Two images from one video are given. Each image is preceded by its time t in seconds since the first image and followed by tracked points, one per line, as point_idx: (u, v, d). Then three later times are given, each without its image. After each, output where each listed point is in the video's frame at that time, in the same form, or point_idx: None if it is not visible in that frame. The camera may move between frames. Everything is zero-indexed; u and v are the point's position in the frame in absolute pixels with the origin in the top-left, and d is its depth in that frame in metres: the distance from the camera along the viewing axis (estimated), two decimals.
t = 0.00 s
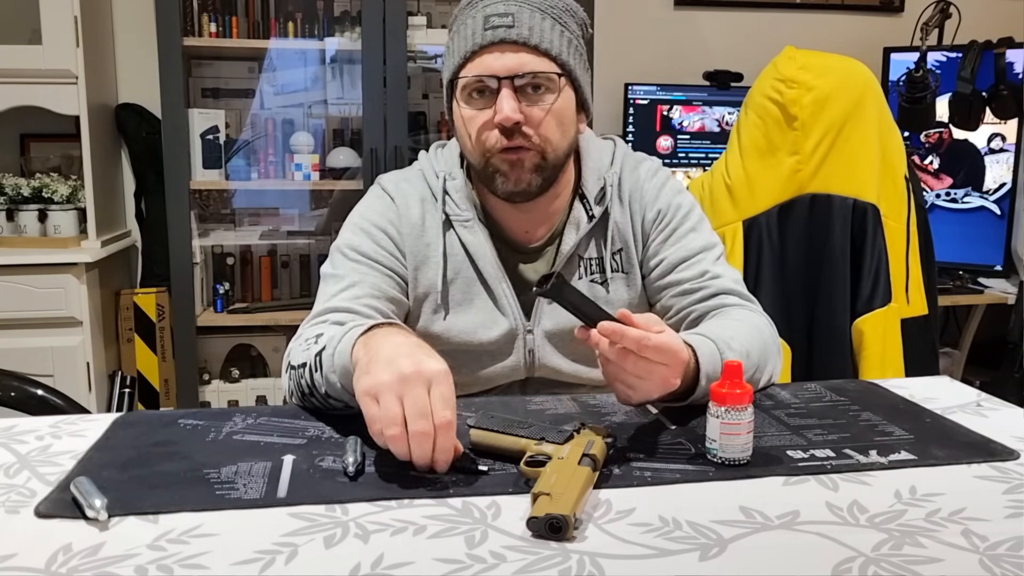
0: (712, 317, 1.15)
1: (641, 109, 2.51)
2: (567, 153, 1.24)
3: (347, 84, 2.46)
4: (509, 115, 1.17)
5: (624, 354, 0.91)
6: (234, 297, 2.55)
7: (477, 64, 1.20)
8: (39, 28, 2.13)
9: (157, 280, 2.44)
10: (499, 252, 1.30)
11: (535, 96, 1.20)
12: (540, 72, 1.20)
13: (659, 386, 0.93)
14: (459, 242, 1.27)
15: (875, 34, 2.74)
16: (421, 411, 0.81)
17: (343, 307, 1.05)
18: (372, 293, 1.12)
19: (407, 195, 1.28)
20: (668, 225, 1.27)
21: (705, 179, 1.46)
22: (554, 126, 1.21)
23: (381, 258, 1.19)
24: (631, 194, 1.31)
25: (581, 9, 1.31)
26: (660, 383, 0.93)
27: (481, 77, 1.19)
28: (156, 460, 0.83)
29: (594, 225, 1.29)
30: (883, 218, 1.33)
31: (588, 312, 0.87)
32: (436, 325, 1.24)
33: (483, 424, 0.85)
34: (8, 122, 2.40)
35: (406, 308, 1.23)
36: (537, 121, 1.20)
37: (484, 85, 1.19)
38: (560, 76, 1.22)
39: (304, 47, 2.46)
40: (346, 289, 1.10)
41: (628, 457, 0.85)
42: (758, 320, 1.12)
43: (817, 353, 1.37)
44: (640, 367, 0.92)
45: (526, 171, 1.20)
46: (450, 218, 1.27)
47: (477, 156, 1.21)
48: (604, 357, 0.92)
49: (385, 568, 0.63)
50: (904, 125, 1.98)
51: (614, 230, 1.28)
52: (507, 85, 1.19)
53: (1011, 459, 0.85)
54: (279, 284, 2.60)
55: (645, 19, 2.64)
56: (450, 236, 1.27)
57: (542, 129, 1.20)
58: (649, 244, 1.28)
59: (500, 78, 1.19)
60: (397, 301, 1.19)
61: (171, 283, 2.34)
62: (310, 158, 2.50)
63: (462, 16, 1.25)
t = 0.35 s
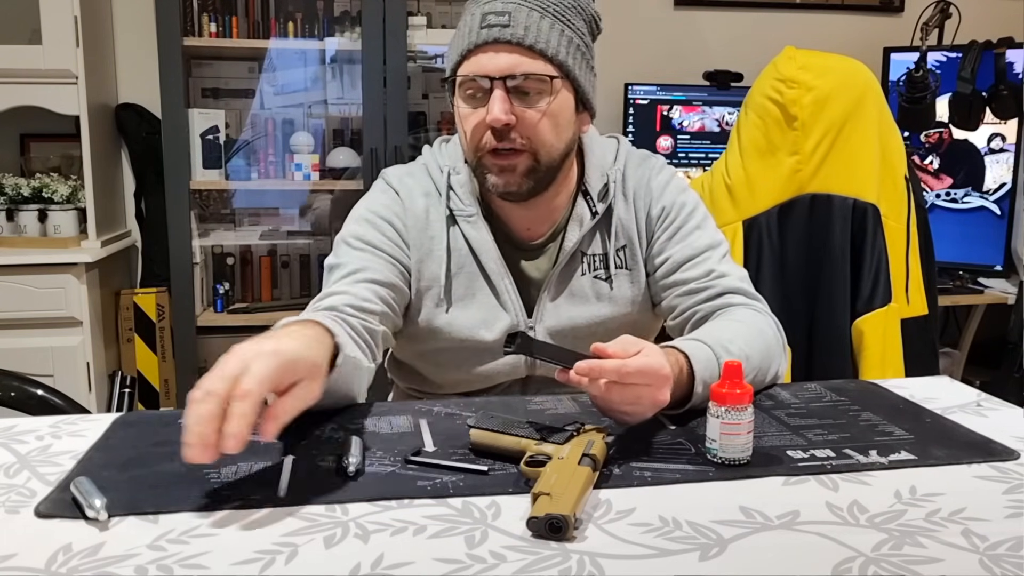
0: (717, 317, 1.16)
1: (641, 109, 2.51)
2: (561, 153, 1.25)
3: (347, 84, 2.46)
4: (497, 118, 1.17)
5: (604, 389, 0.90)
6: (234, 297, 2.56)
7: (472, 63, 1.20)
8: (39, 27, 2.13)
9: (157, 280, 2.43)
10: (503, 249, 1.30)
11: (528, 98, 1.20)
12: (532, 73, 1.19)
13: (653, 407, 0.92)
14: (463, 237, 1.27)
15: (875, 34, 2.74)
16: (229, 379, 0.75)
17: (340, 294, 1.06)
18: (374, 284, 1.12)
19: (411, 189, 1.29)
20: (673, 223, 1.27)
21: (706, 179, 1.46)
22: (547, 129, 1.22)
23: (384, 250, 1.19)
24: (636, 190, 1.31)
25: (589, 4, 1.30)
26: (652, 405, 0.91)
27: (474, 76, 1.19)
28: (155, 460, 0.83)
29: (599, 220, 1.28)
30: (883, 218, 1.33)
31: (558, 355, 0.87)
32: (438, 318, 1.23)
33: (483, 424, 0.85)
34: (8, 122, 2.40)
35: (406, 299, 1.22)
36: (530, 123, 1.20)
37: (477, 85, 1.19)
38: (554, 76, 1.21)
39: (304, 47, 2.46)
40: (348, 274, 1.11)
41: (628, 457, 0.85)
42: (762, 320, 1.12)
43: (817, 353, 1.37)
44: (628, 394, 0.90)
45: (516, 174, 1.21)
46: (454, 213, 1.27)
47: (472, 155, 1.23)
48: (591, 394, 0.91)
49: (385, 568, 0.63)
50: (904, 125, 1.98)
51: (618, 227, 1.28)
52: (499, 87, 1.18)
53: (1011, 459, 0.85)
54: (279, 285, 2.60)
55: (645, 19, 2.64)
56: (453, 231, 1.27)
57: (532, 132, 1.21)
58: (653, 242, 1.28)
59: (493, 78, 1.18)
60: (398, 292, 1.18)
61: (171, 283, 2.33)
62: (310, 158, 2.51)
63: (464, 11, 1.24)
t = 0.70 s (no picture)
0: (717, 316, 1.16)
1: (641, 109, 2.50)
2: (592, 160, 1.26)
3: (347, 84, 2.46)
4: (546, 121, 1.17)
5: (603, 389, 0.90)
6: (234, 297, 2.56)
7: (517, 64, 1.19)
8: (39, 27, 2.13)
9: (157, 280, 2.43)
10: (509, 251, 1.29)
11: (572, 104, 1.20)
12: (580, 81, 1.19)
13: (647, 408, 0.92)
14: (466, 238, 1.27)
15: (875, 34, 2.74)
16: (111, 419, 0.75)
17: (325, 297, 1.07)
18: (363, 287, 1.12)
19: (414, 188, 1.28)
20: (676, 224, 1.27)
21: (706, 179, 1.47)
22: (588, 136, 1.22)
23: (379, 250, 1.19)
24: (641, 192, 1.31)
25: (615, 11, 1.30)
26: (646, 405, 0.91)
27: (520, 78, 1.18)
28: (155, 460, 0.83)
29: (604, 223, 1.28)
30: (883, 218, 1.33)
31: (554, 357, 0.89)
32: (442, 317, 1.23)
33: (483, 424, 0.85)
34: (8, 122, 2.40)
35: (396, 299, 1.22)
36: (572, 128, 1.20)
37: (522, 86, 1.19)
38: (597, 86, 1.22)
39: (304, 47, 2.46)
40: (338, 269, 1.12)
41: (628, 458, 0.85)
42: (762, 320, 1.12)
43: (817, 353, 1.37)
44: (622, 396, 0.91)
45: (552, 178, 1.21)
46: (458, 213, 1.27)
47: (506, 155, 1.21)
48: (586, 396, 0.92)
49: (385, 568, 0.63)
50: (905, 125, 1.98)
51: (623, 228, 1.28)
52: (546, 91, 1.18)
53: (1011, 459, 0.85)
54: (279, 285, 2.60)
55: (644, 19, 2.64)
56: (457, 232, 1.27)
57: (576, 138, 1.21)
58: (658, 243, 1.29)
59: (541, 82, 1.18)
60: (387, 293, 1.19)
61: (171, 283, 2.33)
62: (310, 158, 2.51)
63: (499, 8, 1.23)
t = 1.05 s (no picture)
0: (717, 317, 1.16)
1: (641, 109, 2.50)
2: (598, 164, 1.26)
3: (347, 84, 2.46)
4: (556, 127, 1.17)
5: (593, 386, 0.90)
6: (234, 297, 2.56)
7: (528, 69, 1.18)
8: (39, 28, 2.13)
9: (157, 280, 2.43)
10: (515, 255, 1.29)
11: (583, 109, 1.20)
12: (591, 86, 1.19)
13: (637, 405, 0.92)
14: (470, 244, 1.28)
15: (875, 34, 2.74)
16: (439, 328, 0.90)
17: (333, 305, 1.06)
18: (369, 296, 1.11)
19: (417, 196, 1.28)
20: (677, 224, 1.27)
21: (705, 179, 1.46)
22: (596, 142, 1.22)
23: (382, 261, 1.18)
24: (642, 192, 1.31)
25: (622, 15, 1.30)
26: (637, 403, 0.91)
27: (531, 83, 1.17)
28: (155, 460, 0.83)
29: (605, 224, 1.28)
30: (883, 218, 1.33)
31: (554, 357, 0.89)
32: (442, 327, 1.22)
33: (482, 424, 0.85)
34: (8, 122, 2.40)
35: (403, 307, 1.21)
36: (581, 134, 1.20)
37: (533, 91, 1.18)
38: (606, 91, 1.22)
39: (304, 47, 2.46)
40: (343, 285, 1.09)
41: (628, 457, 0.85)
42: (761, 320, 1.13)
43: (817, 353, 1.37)
44: (611, 393, 0.91)
45: (560, 183, 1.21)
46: (461, 218, 1.27)
47: (514, 158, 1.21)
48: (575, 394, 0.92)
49: (385, 568, 0.63)
50: (905, 125, 1.98)
51: (625, 229, 1.28)
52: (557, 96, 1.18)
53: (1011, 459, 0.85)
54: (279, 285, 2.60)
55: (645, 19, 2.64)
56: (461, 239, 1.28)
57: (585, 143, 1.21)
58: (659, 243, 1.29)
59: (552, 87, 1.18)
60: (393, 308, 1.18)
61: (171, 284, 2.33)
62: (310, 158, 2.51)
63: (510, 12, 1.22)
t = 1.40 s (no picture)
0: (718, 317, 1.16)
1: (642, 109, 2.50)
2: (601, 168, 1.26)
3: (347, 84, 2.46)
4: (560, 133, 1.17)
5: (596, 378, 0.91)
6: (234, 297, 2.55)
7: (532, 74, 1.18)
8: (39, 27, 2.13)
9: (157, 280, 2.43)
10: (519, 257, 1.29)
11: (587, 115, 1.20)
12: (595, 92, 1.19)
13: (639, 398, 0.92)
14: (474, 247, 1.28)
15: (875, 34, 2.74)
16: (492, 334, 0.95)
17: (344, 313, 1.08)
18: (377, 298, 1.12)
19: (421, 198, 1.27)
20: (679, 224, 1.27)
21: (706, 179, 1.46)
22: (599, 147, 1.22)
23: (388, 266, 1.18)
24: (644, 192, 1.31)
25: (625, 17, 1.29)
26: (638, 396, 0.92)
27: (536, 88, 1.17)
28: (156, 460, 0.83)
29: (609, 226, 1.28)
30: (883, 218, 1.33)
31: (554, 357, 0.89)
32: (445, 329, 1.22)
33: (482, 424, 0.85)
34: (8, 122, 2.40)
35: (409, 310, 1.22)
36: (585, 139, 1.20)
37: (538, 96, 1.18)
38: (610, 96, 1.21)
39: (304, 47, 2.46)
40: (349, 293, 1.10)
41: (628, 457, 0.85)
42: (762, 320, 1.12)
43: (817, 353, 1.37)
44: (613, 386, 0.91)
45: (564, 187, 1.21)
46: (465, 220, 1.27)
47: (517, 163, 1.21)
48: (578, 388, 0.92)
49: (385, 568, 0.63)
50: (905, 125, 1.98)
51: (627, 230, 1.28)
52: (561, 101, 1.18)
53: (1011, 459, 0.85)
54: (279, 285, 2.60)
55: (645, 19, 2.64)
56: (465, 242, 1.27)
57: (588, 149, 1.20)
58: (661, 243, 1.29)
59: (556, 93, 1.18)
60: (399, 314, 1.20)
61: (171, 284, 2.33)
62: (310, 158, 2.51)
63: (515, 15, 1.22)
